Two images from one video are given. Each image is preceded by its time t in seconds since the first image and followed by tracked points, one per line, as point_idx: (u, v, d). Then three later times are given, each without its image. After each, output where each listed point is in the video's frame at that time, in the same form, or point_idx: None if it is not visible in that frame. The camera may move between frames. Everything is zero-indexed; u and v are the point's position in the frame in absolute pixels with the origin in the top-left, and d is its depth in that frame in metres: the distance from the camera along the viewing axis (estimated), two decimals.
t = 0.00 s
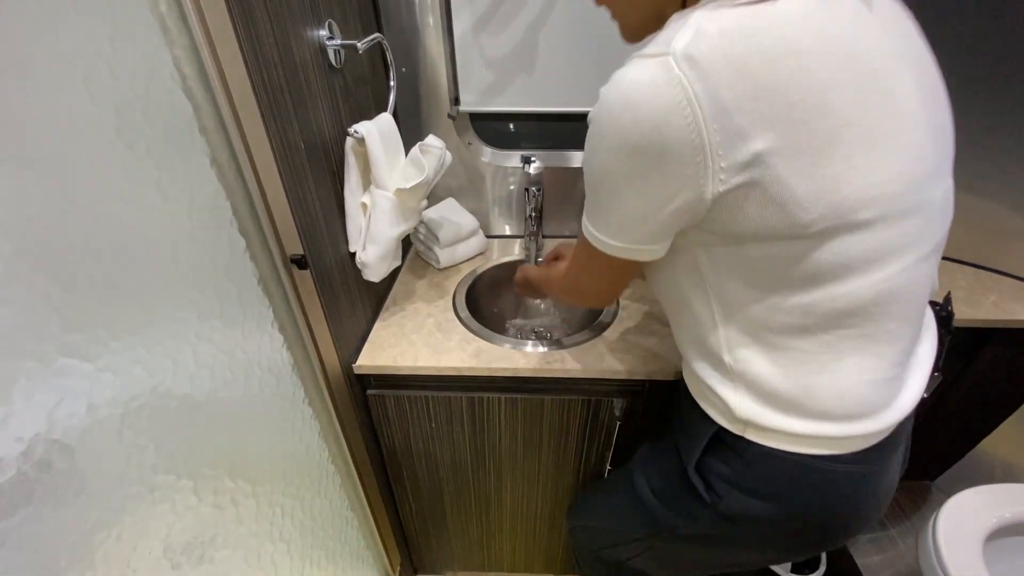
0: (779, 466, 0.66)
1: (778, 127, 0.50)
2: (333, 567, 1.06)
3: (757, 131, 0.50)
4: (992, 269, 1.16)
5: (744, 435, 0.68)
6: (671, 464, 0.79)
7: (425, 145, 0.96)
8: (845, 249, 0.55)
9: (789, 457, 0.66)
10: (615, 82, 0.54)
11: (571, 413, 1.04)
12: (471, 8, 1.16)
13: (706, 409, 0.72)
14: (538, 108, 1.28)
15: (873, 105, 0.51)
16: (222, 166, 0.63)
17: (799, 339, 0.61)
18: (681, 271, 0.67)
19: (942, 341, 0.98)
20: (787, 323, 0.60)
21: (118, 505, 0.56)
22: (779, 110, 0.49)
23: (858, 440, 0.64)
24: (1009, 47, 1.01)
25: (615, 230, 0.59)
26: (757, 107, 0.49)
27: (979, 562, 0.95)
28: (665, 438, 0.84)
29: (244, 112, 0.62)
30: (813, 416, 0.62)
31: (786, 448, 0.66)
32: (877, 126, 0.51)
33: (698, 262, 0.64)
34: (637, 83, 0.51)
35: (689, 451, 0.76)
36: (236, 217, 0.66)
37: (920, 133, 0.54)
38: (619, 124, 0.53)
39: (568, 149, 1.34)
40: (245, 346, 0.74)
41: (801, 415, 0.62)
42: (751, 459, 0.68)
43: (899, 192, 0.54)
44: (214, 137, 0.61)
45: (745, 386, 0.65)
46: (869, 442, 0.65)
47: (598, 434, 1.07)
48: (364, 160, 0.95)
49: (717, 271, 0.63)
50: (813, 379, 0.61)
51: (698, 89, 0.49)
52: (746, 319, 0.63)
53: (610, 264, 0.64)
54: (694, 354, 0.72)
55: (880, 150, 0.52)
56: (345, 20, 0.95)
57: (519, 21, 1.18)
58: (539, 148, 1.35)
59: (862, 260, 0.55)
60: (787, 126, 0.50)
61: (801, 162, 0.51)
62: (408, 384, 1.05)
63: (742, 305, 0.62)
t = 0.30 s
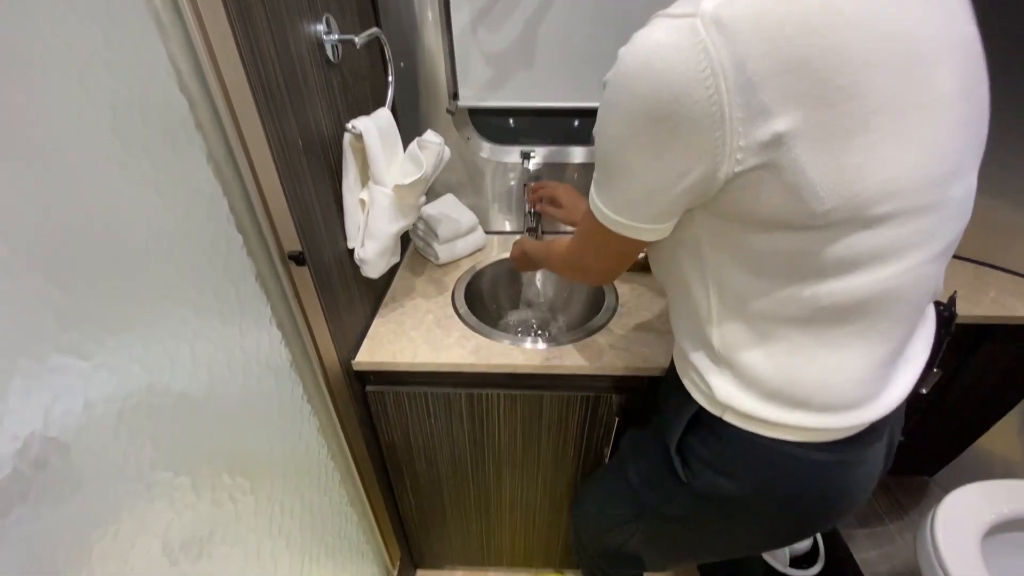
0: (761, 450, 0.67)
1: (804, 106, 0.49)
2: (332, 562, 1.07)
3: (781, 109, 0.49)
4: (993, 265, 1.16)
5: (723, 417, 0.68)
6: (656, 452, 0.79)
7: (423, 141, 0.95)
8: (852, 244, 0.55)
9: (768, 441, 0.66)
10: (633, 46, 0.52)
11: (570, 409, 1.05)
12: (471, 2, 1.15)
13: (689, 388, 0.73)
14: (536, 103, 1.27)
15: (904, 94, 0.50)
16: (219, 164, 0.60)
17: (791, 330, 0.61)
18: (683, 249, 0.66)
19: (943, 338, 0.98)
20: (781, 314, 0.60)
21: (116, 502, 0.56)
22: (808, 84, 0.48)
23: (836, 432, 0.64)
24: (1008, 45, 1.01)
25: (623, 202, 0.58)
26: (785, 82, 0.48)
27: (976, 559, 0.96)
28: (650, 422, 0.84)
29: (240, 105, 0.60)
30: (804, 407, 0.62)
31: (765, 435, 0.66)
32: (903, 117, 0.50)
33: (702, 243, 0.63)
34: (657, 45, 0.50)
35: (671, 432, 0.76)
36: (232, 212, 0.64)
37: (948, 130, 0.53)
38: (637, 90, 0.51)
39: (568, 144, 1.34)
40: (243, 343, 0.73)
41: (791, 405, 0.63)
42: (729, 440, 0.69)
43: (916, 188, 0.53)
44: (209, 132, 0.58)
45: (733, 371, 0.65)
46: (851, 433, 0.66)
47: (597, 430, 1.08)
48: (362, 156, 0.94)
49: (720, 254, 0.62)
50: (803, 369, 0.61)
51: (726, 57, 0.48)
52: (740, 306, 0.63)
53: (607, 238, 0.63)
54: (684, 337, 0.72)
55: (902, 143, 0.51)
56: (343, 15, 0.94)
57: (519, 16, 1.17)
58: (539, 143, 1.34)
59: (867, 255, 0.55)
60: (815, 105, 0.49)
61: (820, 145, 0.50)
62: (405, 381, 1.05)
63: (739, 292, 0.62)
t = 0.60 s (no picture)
0: (760, 410, 0.69)
1: (849, 63, 0.47)
2: (343, 510, 1.12)
3: (825, 65, 0.47)
4: (998, 223, 1.14)
5: (730, 382, 0.69)
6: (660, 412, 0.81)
7: (421, 91, 0.92)
8: (878, 209, 0.54)
9: (769, 402, 0.68)
10: None
11: (570, 365, 1.06)
12: None
13: (696, 355, 0.73)
14: (537, 51, 1.21)
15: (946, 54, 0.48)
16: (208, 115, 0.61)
17: (807, 296, 0.60)
18: (701, 216, 0.64)
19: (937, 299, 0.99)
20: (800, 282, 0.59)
21: (131, 455, 0.58)
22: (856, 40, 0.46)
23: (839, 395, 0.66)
24: None
25: (643, 169, 0.55)
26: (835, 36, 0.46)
27: (955, 506, 1.00)
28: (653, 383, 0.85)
29: (229, 57, 0.60)
30: (813, 371, 0.63)
31: (767, 396, 0.68)
32: (942, 76, 0.49)
33: (722, 210, 0.61)
34: None
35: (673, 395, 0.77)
36: (227, 168, 0.65)
37: (981, 91, 0.52)
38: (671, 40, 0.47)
39: (571, 96, 1.29)
40: (245, 302, 0.74)
41: (801, 370, 0.64)
42: (733, 401, 0.70)
43: (946, 151, 0.52)
44: (197, 83, 0.59)
45: (744, 337, 0.65)
46: (853, 396, 0.68)
47: (596, 385, 1.10)
48: (358, 109, 0.90)
49: (743, 222, 0.60)
50: (817, 335, 0.61)
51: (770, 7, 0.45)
52: (757, 274, 0.62)
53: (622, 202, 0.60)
54: (692, 304, 0.71)
55: (939, 104, 0.50)
56: None
57: None
58: (541, 95, 1.29)
59: (892, 221, 0.55)
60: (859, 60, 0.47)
61: (863, 106, 0.48)
62: (407, 336, 1.06)
63: (758, 260, 0.61)
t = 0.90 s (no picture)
0: (767, 377, 0.70)
1: None
2: (350, 481, 1.15)
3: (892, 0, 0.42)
4: (1003, 197, 1.13)
5: (739, 350, 0.70)
6: (665, 385, 0.82)
7: (420, 61, 0.90)
8: (914, 169, 0.52)
9: (777, 369, 0.69)
10: None
11: (571, 341, 1.07)
12: None
13: (706, 325, 0.73)
14: (538, 18, 1.17)
15: None
16: (204, 89, 0.60)
17: (828, 261, 0.60)
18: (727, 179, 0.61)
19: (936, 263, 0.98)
20: (823, 246, 0.59)
21: (143, 429, 0.59)
22: None
23: (848, 358, 0.67)
24: None
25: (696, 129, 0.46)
26: None
27: (946, 476, 1.03)
28: (656, 357, 0.86)
29: (221, 23, 0.58)
30: (823, 337, 0.64)
31: (775, 363, 0.69)
32: (994, 18, 0.46)
33: (748, 172, 0.58)
34: None
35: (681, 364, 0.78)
36: (225, 144, 0.64)
37: None
38: None
39: (573, 65, 1.25)
40: (248, 278, 0.74)
41: (811, 335, 0.64)
42: (744, 371, 0.71)
43: (985, 102, 0.50)
44: (190, 52, 0.57)
45: (757, 304, 0.65)
46: (861, 359, 0.69)
47: (597, 360, 1.11)
48: (356, 80, 0.88)
49: (772, 186, 0.57)
50: (833, 300, 0.62)
51: None
52: (777, 239, 0.61)
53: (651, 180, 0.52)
54: (703, 272, 0.71)
55: (990, 46, 0.46)
56: None
57: None
58: (542, 65, 1.25)
59: (925, 180, 0.53)
60: None
61: (928, 49, 0.44)
62: (409, 313, 1.06)
63: (780, 225, 0.60)
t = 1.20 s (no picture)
0: (780, 379, 0.70)
1: (905, 9, 0.43)
2: (355, 479, 1.15)
3: (885, 12, 0.43)
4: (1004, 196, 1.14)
5: (760, 358, 0.70)
6: (677, 385, 0.82)
7: (425, 61, 0.89)
8: (920, 163, 0.52)
9: (795, 373, 0.69)
10: None
11: (575, 339, 1.08)
12: None
13: (722, 334, 0.73)
14: (540, 17, 1.17)
15: None
16: (214, 88, 0.60)
17: (841, 261, 0.60)
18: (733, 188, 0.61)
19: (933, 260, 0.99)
20: (835, 246, 0.58)
21: (156, 426, 0.59)
22: None
23: (862, 355, 0.68)
24: None
25: (717, 146, 0.46)
26: None
27: (949, 473, 1.04)
28: (664, 357, 0.87)
29: (230, 23, 0.58)
30: (835, 336, 0.65)
31: (793, 366, 0.69)
32: (972, 20, 0.47)
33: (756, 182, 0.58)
34: None
35: (696, 370, 0.78)
36: (235, 143, 0.64)
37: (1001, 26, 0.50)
38: None
39: (575, 65, 1.26)
40: (257, 277, 0.74)
41: (825, 336, 0.65)
42: (764, 378, 0.71)
43: (976, 97, 0.51)
44: (200, 52, 0.57)
45: (772, 309, 0.65)
46: (875, 354, 0.69)
47: (600, 359, 1.12)
48: (361, 79, 0.88)
49: (779, 191, 0.58)
50: (845, 300, 0.62)
51: None
52: (790, 245, 0.61)
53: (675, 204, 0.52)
54: (715, 280, 0.70)
55: (972, 45, 0.48)
56: None
57: None
58: (544, 63, 1.26)
59: (930, 174, 0.53)
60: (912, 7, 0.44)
61: (922, 54, 0.45)
62: (414, 312, 1.07)
63: (790, 229, 0.60)
